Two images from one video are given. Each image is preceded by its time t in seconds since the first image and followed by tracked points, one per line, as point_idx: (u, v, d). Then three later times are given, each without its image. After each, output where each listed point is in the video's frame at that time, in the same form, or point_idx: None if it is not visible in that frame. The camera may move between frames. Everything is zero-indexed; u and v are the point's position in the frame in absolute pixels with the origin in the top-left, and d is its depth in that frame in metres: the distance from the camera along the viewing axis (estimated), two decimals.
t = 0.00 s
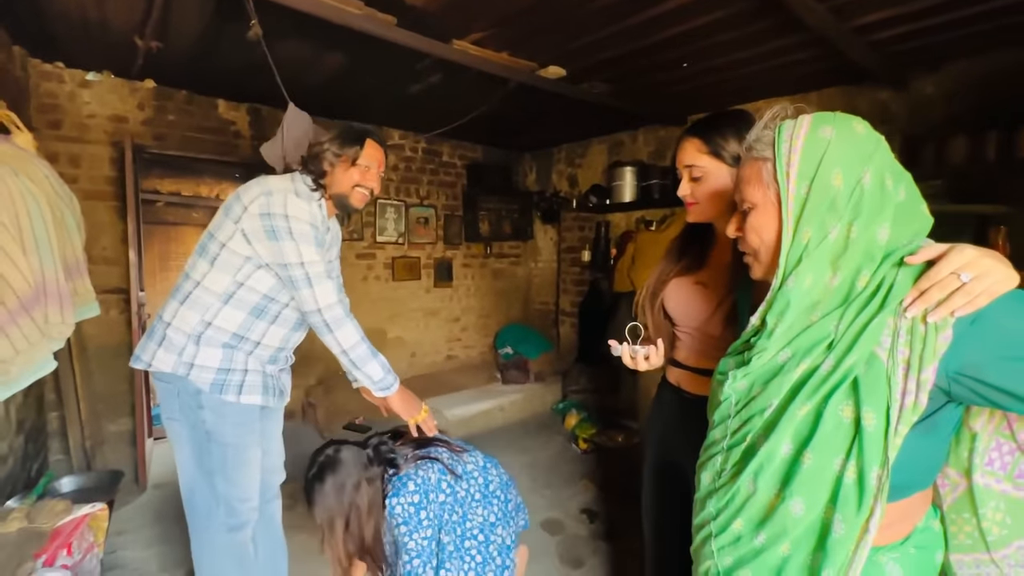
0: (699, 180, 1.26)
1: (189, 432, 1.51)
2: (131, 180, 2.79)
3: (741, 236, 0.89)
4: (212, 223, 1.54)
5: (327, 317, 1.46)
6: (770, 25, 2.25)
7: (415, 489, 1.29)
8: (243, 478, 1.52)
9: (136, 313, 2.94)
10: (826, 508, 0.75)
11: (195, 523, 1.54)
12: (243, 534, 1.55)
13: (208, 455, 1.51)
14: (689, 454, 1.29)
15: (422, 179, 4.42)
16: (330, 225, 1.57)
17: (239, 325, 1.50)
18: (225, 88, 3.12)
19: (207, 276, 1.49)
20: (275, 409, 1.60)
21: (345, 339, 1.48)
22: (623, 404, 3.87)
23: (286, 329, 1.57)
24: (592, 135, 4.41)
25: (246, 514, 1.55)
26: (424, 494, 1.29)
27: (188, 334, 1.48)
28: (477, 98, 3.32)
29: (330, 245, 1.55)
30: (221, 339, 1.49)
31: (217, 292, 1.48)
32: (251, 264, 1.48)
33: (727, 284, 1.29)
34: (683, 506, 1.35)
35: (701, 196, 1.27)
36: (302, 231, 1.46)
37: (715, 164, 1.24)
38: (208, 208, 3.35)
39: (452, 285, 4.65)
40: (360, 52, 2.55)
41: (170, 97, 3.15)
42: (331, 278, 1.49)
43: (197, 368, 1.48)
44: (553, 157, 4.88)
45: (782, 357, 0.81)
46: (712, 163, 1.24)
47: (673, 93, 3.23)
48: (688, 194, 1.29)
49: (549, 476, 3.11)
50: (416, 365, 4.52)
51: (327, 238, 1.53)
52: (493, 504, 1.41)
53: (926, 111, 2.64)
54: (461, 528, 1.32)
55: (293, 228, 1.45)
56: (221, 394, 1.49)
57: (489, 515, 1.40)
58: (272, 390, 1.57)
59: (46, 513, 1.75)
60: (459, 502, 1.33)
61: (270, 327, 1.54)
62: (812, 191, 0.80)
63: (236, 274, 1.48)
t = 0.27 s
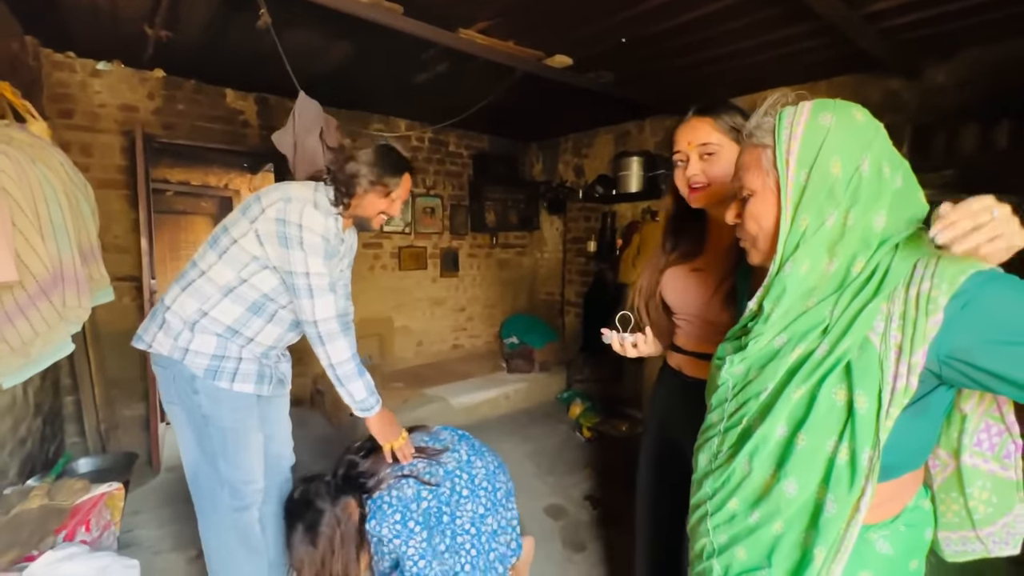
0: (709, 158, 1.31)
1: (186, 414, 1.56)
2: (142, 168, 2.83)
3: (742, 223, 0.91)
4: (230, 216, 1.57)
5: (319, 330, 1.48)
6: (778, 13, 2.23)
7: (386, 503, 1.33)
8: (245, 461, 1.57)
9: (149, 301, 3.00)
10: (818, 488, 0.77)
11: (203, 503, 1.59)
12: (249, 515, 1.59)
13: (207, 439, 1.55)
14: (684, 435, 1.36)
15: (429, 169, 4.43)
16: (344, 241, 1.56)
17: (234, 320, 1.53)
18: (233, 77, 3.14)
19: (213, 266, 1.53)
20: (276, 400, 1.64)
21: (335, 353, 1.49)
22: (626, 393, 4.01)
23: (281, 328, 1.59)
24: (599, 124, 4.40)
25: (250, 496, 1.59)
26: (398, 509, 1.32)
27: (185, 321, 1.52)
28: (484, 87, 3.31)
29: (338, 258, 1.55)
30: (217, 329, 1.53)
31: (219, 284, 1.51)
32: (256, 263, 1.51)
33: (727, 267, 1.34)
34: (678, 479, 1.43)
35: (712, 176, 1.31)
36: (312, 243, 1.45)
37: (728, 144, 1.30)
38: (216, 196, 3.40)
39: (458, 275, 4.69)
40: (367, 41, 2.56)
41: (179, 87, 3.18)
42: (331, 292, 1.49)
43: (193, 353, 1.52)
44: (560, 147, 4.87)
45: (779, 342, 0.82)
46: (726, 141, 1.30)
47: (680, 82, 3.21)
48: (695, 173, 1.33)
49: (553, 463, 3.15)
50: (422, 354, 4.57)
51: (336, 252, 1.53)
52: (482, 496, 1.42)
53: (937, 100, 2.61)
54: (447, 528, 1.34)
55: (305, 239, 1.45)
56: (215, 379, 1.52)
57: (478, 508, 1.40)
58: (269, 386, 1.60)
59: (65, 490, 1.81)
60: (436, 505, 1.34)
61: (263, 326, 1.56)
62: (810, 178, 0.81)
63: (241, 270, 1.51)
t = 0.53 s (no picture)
0: (703, 143, 1.34)
1: (186, 396, 1.58)
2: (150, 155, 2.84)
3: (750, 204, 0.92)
4: (248, 211, 1.58)
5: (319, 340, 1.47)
6: None
7: (376, 516, 1.45)
8: (249, 442, 1.59)
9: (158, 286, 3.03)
10: (825, 466, 0.77)
11: (209, 484, 1.62)
12: (255, 496, 1.62)
13: (209, 421, 1.57)
14: (685, 419, 1.44)
15: (434, 157, 4.42)
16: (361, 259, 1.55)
17: (234, 311, 1.55)
18: (240, 63, 3.14)
19: (219, 255, 1.54)
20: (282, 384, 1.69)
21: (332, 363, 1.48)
22: (631, 381, 4.02)
23: (279, 325, 1.61)
24: (606, 112, 4.37)
25: (256, 478, 1.61)
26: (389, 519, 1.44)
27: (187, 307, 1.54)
28: (490, 73, 3.29)
29: (352, 275, 1.53)
30: (218, 317, 1.54)
31: (223, 275, 1.53)
32: (265, 261, 1.52)
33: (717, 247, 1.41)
34: (684, 462, 1.49)
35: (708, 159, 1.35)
36: (328, 257, 1.44)
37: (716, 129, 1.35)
38: (221, 183, 3.62)
39: (464, 264, 4.70)
40: (373, 26, 2.55)
41: (186, 73, 3.19)
42: (342, 305, 1.48)
43: (191, 335, 1.54)
44: (566, 135, 4.84)
45: (786, 322, 0.83)
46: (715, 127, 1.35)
47: (688, 69, 3.18)
48: (689, 158, 1.35)
49: (557, 449, 3.18)
50: (428, 342, 4.60)
51: (351, 268, 1.51)
52: (473, 489, 1.57)
53: (950, 86, 2.57)
54: (445, 527, 1.49)
55: (321, 251, 1.45)
56: (213, 362, 1.54)
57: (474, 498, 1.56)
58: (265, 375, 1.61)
59: (81, 469, 1.85)
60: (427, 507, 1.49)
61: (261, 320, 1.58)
62: (820, 156, 0.81)
63: (250, 265, 1.52)
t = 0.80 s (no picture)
0: (690, 136, 1.35)
1: (198, 390, 1.60)
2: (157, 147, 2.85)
3: (756, 193, 0.92)
4: (269, 220, 1.56)
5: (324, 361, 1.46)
6: None
7: (370, 522, 1.44)
8: (266, 434, 1.60)
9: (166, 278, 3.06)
10: (829, 452, 0.78)
11: (231, 475, 1.64)
12: (275, 488, 1.65)
13: (224, 414, 1.59)
14: (688, 408, 1.46)
15: (439, 150, 4.42)
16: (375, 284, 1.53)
17: (242, 315, 1.55)
18: (245, 56, 3.14)
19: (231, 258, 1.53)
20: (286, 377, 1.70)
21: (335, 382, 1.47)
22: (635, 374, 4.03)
23: (286, 330, 1.62)
24: (611, 104, 4.34)
25: (276, 470, 1.64)
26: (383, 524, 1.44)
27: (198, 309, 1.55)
28: (495, 65, 3.28)
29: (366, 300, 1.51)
30: (227, 319, 1.55)
31: (234, 280, 1.53)
32: (278, 273, 1.51)
33: (708, 234, 1.43)
34: (685, 450, 1.51)
35: (698, 151, 1.35)
36: (345, 283, 1.42)
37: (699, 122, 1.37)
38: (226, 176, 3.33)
39: (468, 257, 4.70)
40: (378, 18, 2.55)
41: (192, 66, 3.19)
42: (355, 330, 1.45)
43: (198, 331, 1.56)
44: (571, 128, 4.82)
45: (791, 309, 0.83)
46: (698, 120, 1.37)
47: (694, 60, 3.16)
48: (681, 152, 1.35)
49: (562, 441, 3.19)
50: (433, 334, 4.61)
51: (365, 293, 1.49)
52: (467, 481, 1.58)
53: (961, 77, 2.54)
54: (444, 523, 1.51)
55: (338, 277, 1.42)
56: (220, 357, 1.56)
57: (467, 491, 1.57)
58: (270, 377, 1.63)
59: (92, 457, 1.88)
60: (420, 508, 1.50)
61: (268, 326, 1.58)
62: (828, 143, 0.81)
63: (263, 275, 1.51)
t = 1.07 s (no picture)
0: (690, 127, 1.33)
1: (204, 386, 1.60)
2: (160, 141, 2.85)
3: (764, 171, 0.91)
4: (281, 225, 1.54)
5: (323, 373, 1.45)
6: None
7: (369, 520, 1.45)
8: (278, 428, 1.61)
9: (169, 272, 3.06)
10: (833, 441, 0.77)
11: (245, 469, 1.66)
12: (287, 482, 1.65)
13: (232, 409, 1.59)
14: (690, 400, 1.44)
15: (442, 144, 4.40)
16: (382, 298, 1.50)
17: (247, 318, 1.55)
18: (247, 49, 3.13)
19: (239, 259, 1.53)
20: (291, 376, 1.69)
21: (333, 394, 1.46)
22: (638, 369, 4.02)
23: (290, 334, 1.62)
24: (615, 98, 4.31)
25: (288, 463, 1.65)
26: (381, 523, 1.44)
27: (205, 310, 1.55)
28: (499, 57, 3.26)
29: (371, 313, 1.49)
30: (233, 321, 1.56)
31: (242, 284, 1.52)
32: (285, 280, 1.50)
33: (710, 222, 1.42)
34: (685, 443, 1.50)
35: (697, 142, 1.33)
36: (352, 298, 1.40)
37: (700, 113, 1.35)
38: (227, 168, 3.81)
39: (471, 252, 4.69)
40: (381, 10, 2.53)
41: (194, 60, 3.19)
42: (356, 342, 1.44)
43: (203, 328, 1.55)
44: (574, 122, 4.79)
45: (796, 297, 0.82)
46: (698, 111, 1.35)
47: (699, 52, 3.13)
48: (680, 143, 1.33)
49: (565, 435, 3.19)
50: (436, 329, 4.62)
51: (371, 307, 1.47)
52: (465, 474, 1.57)
53: (969, 68, 2.51)
54: (444, 515, 1.52)
55: (345, 292, 1.40)
56: (225, 353, 1.56)
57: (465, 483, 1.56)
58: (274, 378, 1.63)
59: (98, 448, 1.88)
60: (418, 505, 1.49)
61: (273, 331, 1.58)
62: (842, 125, 0.80)
63: (269, 280, 1.51)
